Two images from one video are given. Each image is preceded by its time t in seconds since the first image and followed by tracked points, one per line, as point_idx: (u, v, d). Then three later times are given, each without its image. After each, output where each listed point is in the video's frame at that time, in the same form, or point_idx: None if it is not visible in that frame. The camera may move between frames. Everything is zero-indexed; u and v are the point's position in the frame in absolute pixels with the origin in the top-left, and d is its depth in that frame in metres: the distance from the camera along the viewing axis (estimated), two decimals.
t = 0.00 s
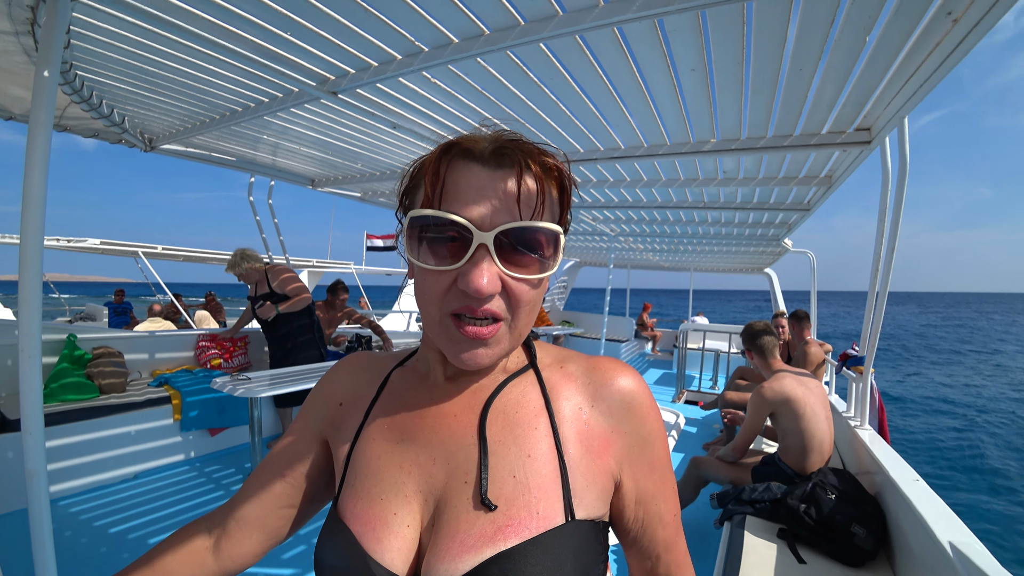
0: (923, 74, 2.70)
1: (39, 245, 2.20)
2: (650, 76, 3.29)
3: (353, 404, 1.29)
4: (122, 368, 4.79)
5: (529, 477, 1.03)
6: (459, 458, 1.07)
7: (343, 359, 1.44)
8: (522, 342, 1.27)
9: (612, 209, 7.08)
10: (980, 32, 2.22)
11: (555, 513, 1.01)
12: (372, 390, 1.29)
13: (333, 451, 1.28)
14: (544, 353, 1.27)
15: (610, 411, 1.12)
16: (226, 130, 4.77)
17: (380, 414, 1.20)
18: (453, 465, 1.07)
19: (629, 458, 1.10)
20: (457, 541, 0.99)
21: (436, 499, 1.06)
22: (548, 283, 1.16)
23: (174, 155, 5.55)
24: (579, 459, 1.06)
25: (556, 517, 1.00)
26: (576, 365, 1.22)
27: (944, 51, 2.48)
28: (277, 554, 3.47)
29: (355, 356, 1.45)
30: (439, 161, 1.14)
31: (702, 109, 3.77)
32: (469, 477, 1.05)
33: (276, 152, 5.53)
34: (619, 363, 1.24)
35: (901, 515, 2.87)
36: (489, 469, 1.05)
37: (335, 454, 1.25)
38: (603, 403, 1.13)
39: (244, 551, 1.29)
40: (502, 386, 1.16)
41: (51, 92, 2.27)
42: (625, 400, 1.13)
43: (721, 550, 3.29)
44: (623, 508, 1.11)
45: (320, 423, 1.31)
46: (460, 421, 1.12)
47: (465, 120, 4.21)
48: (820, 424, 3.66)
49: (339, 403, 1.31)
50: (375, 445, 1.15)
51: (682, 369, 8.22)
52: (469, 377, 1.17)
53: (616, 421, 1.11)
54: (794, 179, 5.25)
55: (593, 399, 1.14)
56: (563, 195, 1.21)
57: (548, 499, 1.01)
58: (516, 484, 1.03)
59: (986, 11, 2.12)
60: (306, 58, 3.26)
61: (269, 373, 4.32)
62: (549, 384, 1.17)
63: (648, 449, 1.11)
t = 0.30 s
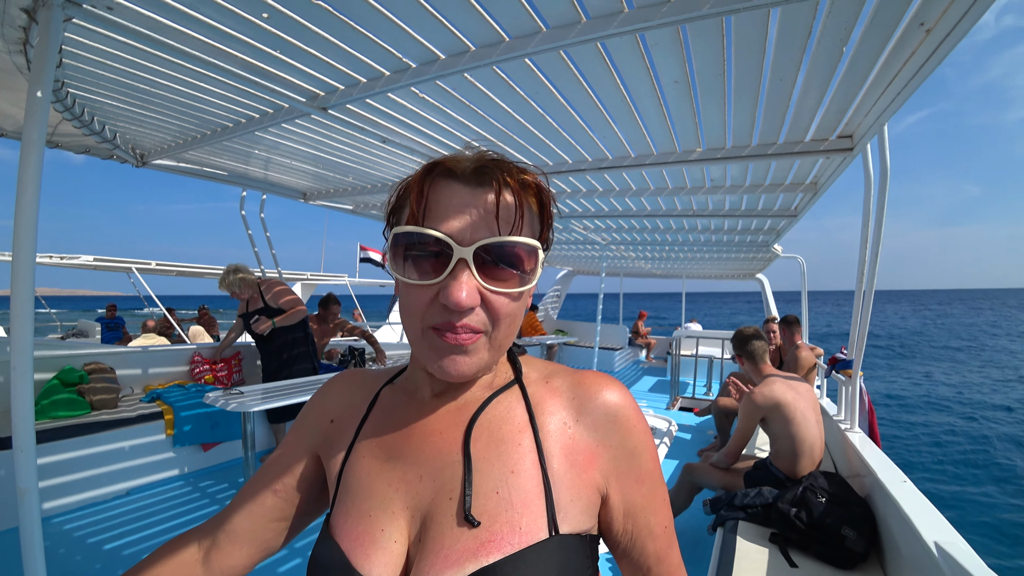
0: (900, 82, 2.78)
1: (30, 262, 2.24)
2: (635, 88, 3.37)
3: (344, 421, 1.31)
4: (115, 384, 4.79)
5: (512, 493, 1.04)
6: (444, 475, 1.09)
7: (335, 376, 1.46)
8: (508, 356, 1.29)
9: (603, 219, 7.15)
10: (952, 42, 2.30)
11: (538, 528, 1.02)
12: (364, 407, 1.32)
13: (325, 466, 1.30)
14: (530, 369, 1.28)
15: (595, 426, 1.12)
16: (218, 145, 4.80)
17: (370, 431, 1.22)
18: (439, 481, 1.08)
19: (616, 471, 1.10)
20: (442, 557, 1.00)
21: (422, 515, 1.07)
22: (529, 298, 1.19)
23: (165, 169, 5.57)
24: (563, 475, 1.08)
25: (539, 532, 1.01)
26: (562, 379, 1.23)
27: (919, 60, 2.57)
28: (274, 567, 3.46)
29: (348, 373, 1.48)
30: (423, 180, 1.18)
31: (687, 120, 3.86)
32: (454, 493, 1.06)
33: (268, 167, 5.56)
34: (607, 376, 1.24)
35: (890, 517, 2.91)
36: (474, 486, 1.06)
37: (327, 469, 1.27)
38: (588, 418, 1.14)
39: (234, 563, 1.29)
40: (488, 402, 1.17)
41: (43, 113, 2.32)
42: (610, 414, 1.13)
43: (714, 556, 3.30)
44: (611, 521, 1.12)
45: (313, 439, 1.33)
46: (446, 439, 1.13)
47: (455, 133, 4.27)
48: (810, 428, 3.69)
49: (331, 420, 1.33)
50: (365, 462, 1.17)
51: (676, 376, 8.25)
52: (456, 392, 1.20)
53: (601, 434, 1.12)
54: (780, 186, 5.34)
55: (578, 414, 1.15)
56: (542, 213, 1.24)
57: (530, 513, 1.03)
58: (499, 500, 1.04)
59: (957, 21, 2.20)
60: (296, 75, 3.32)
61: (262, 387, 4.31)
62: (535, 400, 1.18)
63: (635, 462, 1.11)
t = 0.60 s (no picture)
0: (878, 90, 2.85)
1: (23, 282, 2.27)
2: (619, 102, 3.44)
3: (331, 433, 1.33)
4: (107, 405, 4.72)
5: (491, 508, 1.06)
6: (426, 490, 1.10)
7: (322, 387, 1.47)
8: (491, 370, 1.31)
9: (594, 229, 7.22)
10: (925, 50, 2.38)
11: (516, 542, 1.04)
12: (350, 419, 1.33)
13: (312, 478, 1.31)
14: (513, 385, 1.29)
15: (574, 442, 1.14)
16: (210, 163, 4.84)
17: (356, 444, 1.24)
18: (421, 496, 1.10)
19: (593, 486, 1.13)
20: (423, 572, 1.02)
21: (404, 528, 1.08)
22: (505, 310, 1.20)
23: (158, 188, 5.60)
24: (541, 489, 1.09)
25: (517, 546, 1.04)
26: (543, 395, 1.25)
27: (894, 69, 2.64)
28: None
29: (334, 384, 1.49)
30: (399, 197, 1.23)
31: (672, 131, 3.93)
32: (435, 508, 1.08)
33: (260, 184, 5.60)
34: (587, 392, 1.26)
35: (883, 520, 2.93)
36: (455, 501, 1.08)
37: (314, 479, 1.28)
38: (568, 434, 1.15)
39: (223, 570, 1.30)
40: (471, 417, 1.19)
41: (36, 136, 2.36)
42: (589, 431, 1.15)
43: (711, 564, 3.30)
44: (588, 533, 1.15)
45: (299, 449, 1.34)
46: (428, 454, 1.15)
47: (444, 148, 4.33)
48: (804, 434, 3.71)
49: (318, 431, 1.34)
50: (350, 475, 1.19)
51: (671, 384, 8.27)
52: (442, 400, 1.22)
53: (579, 451, 1.14)
54: (768, 194, 5.42)
55: (558, 430, 1.16)
56: (517, 226, 1.27)
57: (508, 528, 1.05)
58: (478, 515, 1.06)
59: (928, 31, 2.27)
60: (286, 95, 3.38)
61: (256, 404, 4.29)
62: (514, 415, 1.19)
63: (612, 477, 1.13)
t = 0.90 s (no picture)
0: (870, 95, 2.88)
1: (17, 293, 2.29)
2: (614, 109, 3.47)
3: (322, 440, 1.29)
4: (104, 416, 4.69)
5: (484, 532, 1.07)
6: (419, 511, 1.09)
7: (309, 390, 1.44)
8: (484, 384, 1.29)
9: (591, 236, 7.24)
10: (915, 55, 2.41)
11: (505, 564, 1.05)
12: (341, 428, 1.30)
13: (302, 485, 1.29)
14: (506, 402, 1.27)
15: (564, 465, 1.16)
16: (207, 174, 4.85)
17: (348, 459, 1.21)
18: (413, 517, 1.09)
19: (579, 506, 1.16)
20: None
21: (397, 548, 1.08)
22: (500, 307, 1.19)
23: (154, 199, 5.60)
24: (530, 512, 1.11)
25: (506, 568, 1.05)
26: (535, 415, 1.24)
27: (886, 75, 2.68)
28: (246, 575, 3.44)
29: (324, 387, 1.46)
30: (388, 203, 1.25)
31: (667, 138, 3.96)
32: (429, 530, 1.08)
33: (257, 194, 5.61)
34: (575, 412, 1.28)
35: (884, 525, 2.92)
36: (448, 524, 1.07)
37: (305, 486, 1.25)
38: (558, 457, 1.17)
39: None
40: (465, 439, 1.16)
41: (31, 146, 2.37)
42: (578, 453, 1.17)
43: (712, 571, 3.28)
44: (571, 548, 1.19)
45: (289, 457, 1.31)
46: (423, 476, 1.13)
47: (440, 157, 4.35)
48: (802, 439, 3.70)
49: (308, 437, 1.31)
50: (342, 490, 1.17)
51: (670, 390, 8.25)
52: (437, 415, 1.18)
53: (568, 473, 1.16)
54: (763, 200, 5.46)
55: (548, 452, 1.17)
56: (506, 226, 1.29)
57: (498, 551, 1.06)
58: (471, 539, 1.06)
59: (919, 36, 2.30)
60: (282, 105, 3.39)
61: (253, 414, 4.26)
62: (506, 433, 1.19)
63: (598, 498, 1.17)
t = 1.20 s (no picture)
0: (869, 96, 2.88)
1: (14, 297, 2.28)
2: (613, 111, 3.46)
3: (316, 447, 1.28)
4: (101, 419, 4.74)
5: (480, 546, 1.08)
6: (417, 526, 1.08)
7: (300, 395, 1.41)
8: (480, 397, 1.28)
9: (590, 239, 7.24)
10: (913, 56, 2.42)
11: None
12: (335, 435, 1.28)
13: (296, 493, 1.27)
14: (501, 417, 1.27)
15: (556, 479, 1.19)
16: (205, 178, 4.84)
17: (344, 469, 1.18)
18: (411, 531, 1.08)
19: (569, 518, 1.20)
20: None
21: (394, 561, 1.07)
22: (495, 323, 1.18)
23: (153, 204, 5.59)
24: (523, 526, 1.13)
25: None
26: (531, 429, 1.26)
27: (884, 75, 2.67)
28: None
29: (314, 391, 1.43)
30: (380, 219, 1.23)
31: (665, 140, 3.96)
32: (427, 544, 1.07)
33: (255, 198, 5.61)
34: (567, 425, 1.30)
35: (887, 526, 2.90)
36: (446, 539, 1.07)
37: (299, 496, 1.23)
38: (551, 471, 1.20)
39: None
40: (462, 454, 1.16)
41: (27, 150, 2.36)
42: (571, 468, 1.20)
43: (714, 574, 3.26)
44: (559, 557, 1.23)
45: (282, 464, 1.29)
46: (420, 489, 1.12)
47: (439, 161, 4.35)
48: (805, 441, 3.69)
49: (302, 444, 1.30)
50: (338, 503, 1.14)
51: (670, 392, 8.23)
52: (433, 431, 1.16)
53: (561, 488, 1.19)
54: (762, 202, 5.45)
55: (542, 466, 1.20)
56: (498, 237, 1.28)
57: (494, 564, 1.07)
58: (468, 553, 1.07)
59: (917, 36, 2.30)
60: (280, 109, 3.39)
61: (251, 419, 4.24)
62: (501, 447, 1.20)
63: (587, 510, 1.22)
